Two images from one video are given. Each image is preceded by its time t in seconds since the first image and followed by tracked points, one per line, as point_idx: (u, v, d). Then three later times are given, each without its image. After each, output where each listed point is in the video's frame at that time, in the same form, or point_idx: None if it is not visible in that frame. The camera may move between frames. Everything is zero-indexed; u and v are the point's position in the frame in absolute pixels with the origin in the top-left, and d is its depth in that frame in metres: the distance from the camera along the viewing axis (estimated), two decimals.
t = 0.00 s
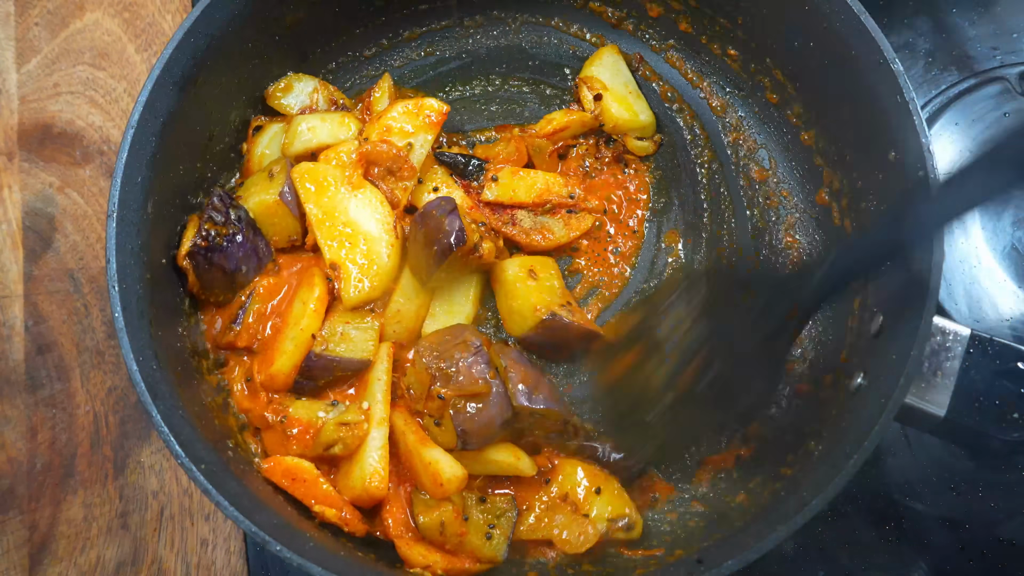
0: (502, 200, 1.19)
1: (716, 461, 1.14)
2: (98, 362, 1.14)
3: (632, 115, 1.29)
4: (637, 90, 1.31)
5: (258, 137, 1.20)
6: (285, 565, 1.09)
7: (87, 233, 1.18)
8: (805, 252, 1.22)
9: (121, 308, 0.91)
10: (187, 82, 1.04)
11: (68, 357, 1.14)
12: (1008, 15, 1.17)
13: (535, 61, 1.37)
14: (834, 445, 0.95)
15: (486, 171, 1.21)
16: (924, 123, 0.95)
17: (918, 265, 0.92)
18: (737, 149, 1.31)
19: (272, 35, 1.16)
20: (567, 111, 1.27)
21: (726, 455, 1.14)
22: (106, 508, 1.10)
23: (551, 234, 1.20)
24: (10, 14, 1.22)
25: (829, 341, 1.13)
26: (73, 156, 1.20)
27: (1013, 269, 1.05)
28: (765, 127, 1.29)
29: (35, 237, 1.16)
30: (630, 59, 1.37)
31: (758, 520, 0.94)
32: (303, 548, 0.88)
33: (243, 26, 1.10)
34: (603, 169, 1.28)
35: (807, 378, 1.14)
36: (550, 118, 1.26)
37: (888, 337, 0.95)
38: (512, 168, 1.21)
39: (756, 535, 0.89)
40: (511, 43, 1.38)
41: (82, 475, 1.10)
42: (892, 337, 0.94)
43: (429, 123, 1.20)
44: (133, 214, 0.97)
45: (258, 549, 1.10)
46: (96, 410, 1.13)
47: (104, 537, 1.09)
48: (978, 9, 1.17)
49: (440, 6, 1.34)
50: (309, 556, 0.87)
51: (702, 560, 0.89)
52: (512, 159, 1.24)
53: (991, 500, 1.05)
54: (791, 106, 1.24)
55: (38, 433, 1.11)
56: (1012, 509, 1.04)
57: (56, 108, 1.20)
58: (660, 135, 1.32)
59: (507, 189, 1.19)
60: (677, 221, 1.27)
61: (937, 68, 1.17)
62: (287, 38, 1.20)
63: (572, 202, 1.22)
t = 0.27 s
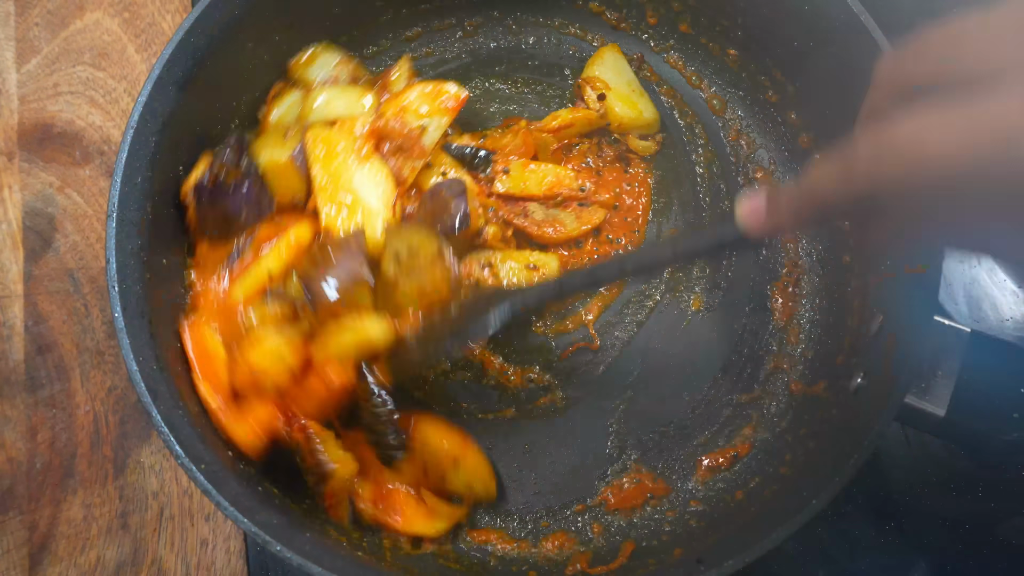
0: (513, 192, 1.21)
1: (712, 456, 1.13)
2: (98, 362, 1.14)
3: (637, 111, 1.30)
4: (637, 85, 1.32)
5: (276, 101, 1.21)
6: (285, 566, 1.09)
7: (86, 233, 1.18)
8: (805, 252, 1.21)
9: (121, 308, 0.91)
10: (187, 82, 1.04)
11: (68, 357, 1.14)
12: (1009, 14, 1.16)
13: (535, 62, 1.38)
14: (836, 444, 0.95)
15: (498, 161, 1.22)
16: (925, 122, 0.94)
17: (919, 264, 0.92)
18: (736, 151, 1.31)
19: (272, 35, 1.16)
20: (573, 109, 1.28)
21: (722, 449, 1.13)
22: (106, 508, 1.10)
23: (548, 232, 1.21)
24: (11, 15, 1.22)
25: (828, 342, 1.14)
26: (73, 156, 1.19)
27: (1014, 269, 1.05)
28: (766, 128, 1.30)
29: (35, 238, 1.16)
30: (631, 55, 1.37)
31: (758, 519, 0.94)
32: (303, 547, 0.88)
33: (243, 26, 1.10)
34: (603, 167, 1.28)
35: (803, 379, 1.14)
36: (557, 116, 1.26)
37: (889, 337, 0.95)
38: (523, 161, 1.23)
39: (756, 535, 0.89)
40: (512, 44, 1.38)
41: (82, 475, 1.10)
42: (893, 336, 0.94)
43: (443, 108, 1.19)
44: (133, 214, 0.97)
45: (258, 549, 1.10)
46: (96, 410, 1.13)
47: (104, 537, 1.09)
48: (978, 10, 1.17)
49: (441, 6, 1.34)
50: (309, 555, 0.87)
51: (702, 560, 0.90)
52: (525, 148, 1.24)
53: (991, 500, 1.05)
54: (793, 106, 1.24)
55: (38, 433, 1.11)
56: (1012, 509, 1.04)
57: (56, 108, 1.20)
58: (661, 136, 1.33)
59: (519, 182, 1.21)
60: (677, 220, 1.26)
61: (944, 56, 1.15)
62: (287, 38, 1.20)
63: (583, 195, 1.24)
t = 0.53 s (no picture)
0: (544, 184, 1.20)
1: (710, 454, 1.13)
2: (98, 362, 1.14)
3: (669, 93, 1.28)
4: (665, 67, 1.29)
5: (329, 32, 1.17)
6: (285, 566, 1.09)
7: (86, 233, 1.18)
8: (805, 253, 1.20)
9: (121, 308, 0.92)
10: (187, 82, 1.04)
11: (67, 357, 1.14)
12: (1007, 16, 1.17)
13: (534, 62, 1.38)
14: (834, 445, 0.95)
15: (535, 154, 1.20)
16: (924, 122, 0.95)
17: (917, 265, 0.92)
18: (737, 149, 1.29)
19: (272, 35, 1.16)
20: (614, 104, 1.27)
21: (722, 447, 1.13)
22: (106, 508, 1.10)
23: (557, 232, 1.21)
24: (10, 14, 1.22)
25: (828, 341, 1.13)
26: (73, 156, 1.19)
27: (1014, 269, 1.05)
28: (765, 127, 1.28)
29: (35, 238, 1.16)
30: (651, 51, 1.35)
31: (757, 519, 0.94)
32: (302, 546, 0.88)
33: (243, 26, 1.10)
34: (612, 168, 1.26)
35: (802, 379, 1.14)
36: (596, 112, 1.26)
37: (887, 336, 0.95)
38: (561, 155, 1.20)
39: (754, 535, 0.90)
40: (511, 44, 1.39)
41: (82, 475, 1.10)
42: (891, 336, 0.94)
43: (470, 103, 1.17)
44: (133, 215, 0.97)
45: (258, 549, 1.10)
46: (96, 410, 1.13)
47: (104, 537, 1.09)
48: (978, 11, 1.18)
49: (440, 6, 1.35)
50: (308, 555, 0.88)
51: (701, 560, 0.90)
52: (562, 142, 1.22)
53: (991, 500, 1.05)
54: (793, 105, 1.23)
55: (38, 433, 1.11)
56: (1013, 510, 1.04)
57: (56, 108, 1.20)
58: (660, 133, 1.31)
59: (553, 174, 1.19)
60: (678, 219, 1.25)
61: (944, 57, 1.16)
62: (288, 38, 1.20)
63: (612, 202, 1.22)
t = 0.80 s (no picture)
0: (575, 206, 1.16)
1: (709, 454, 1.13)
2: (98, 362, 1.14)
3: (715, 118, 1.26)
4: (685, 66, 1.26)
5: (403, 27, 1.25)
6: (285, 566, 1.09)
7: (86, 233, 1.18)
8: (804, 253, 1.20)
9: (121, 308, 0.92)
10: (187, 82, 1.04)
11: (67, 357, 1.14)
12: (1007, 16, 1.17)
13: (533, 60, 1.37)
14: (834, 445, 0.95)
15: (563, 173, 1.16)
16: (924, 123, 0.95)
17: (917, 264, 0.92)
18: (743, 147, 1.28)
19: (272, 35, 1.16)
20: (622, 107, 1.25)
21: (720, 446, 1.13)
22: (106, 508, 1.10)
23: (572, 239, 1.18)
24: (11, 14, 1.22)
25: (828, 340, 1.13)
26: (73, 156, 1.19)
27: (1014, 269, 1.05)
28: (766, 128, 1.28)
29: (35, 237, 1.16)
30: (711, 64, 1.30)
31: (757, 519, 0.94)
32: (303, 546, 0.88)
33: (243, 27, 1.10)
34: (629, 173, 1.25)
35: (801, 378, 1.14)
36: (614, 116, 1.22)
37: (887, 336, 0.95)
38: (589, 173, 1.18)
39: (754, 535, 0.90)
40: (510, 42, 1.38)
41: (82, 475, 1.10)
42: (891, 336, 0.94)
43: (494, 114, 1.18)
44: (134, 215, 0.97)
45: (258, 549, 1.10)
46: (96, 410, 1.13)
47: (104, 537, 1.09)
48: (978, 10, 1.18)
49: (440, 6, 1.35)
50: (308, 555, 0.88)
51: (701, 560, 0.90)
52: (588, 157, 1.18)
53: (991, 500, 1.05)
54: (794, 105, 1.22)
55: (38, 433, 1.11)
56: (1013, 510, 1.04)
57: (56, 108, 1.20)
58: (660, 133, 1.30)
59: (583, 194, 1.16)
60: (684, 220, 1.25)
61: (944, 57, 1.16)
62: (288, 39, 1.20)
63: (645, 214, 1.20)
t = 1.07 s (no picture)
0: (592, 214, 1.17)
1: (709, 453, 1.13)
2: (98, 362, 1.14)
3: (716, 118, 1.25)
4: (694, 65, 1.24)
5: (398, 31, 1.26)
6: (286, 566, 1.09)
7: (86, 233, 1.18)
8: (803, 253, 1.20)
9: (121, 308, 0.92)
10: (187, 82, 1.04)
11: (67, 357, 1.14)
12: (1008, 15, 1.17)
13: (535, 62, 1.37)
14: (834, 445, 0.95)
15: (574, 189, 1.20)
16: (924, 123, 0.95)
17: (917, 264, 0.92)
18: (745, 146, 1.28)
19: (272, 35, 1.16)
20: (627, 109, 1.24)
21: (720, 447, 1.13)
22: (106, 508, 1.10)
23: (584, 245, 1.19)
24: (11, 14, 1.22)
25: (825, 341, 1.11)
26: (73, 156, 1.19)
27: (1014, 269, 1.05)
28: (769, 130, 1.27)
29: (35, 238, 1.16)
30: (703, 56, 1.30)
31: (757, 519, 0.94)
32: (303, 546, 0.88)
33: (243, 27, 1.10)
34: (637, 178, 1.25)
35: (801, 378, 1.13)
36: (621, 120, 1.22)
37: (888, 337, 0.95)
38: (603, 182, 1.19)
39: (754, 535, 0.90)
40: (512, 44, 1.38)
41: (82, 475, 1.10)
42: (891, 336, 0.94)
43: (502, 128, 1.23)
44: (134, 215, 0.97)
45: (258, 549, 1.10)
46: (96, 410, 1.13)
47: (104, 537, 1.09)
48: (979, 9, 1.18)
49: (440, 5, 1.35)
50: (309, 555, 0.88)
51: (701, 560, 0.90)
52: (599, 165, 1.20)
53: (991, 500, 1.05)
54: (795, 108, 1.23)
55: (38, 433, 1.11)
56: (1013, 510, 1.04)
57: (56, 108, 1.20)
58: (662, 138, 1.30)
59: (599, 203, 1.18)
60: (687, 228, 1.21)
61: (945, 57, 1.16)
62: (288, 39, 1.20)
63: (663, 221, 1.19)
